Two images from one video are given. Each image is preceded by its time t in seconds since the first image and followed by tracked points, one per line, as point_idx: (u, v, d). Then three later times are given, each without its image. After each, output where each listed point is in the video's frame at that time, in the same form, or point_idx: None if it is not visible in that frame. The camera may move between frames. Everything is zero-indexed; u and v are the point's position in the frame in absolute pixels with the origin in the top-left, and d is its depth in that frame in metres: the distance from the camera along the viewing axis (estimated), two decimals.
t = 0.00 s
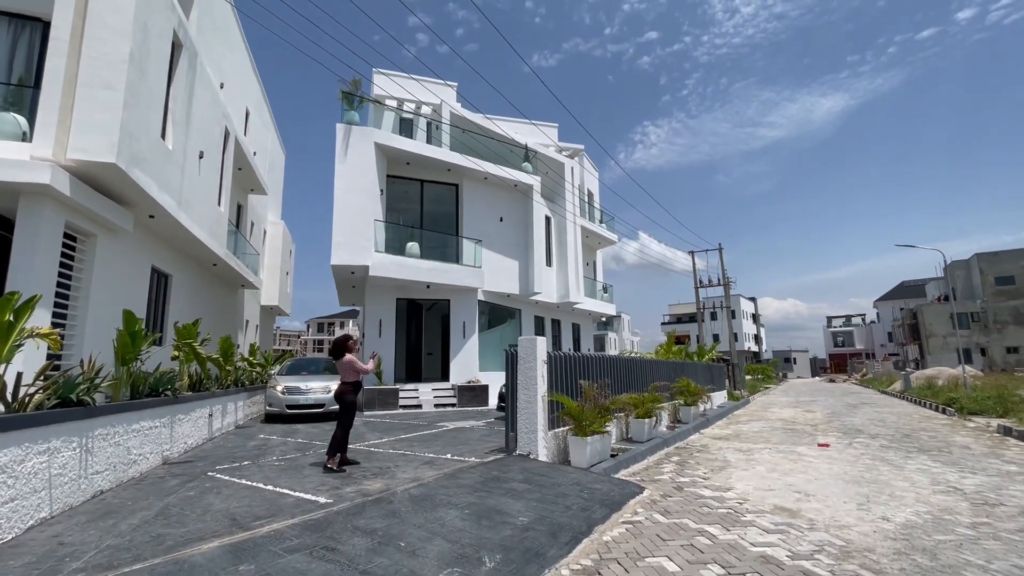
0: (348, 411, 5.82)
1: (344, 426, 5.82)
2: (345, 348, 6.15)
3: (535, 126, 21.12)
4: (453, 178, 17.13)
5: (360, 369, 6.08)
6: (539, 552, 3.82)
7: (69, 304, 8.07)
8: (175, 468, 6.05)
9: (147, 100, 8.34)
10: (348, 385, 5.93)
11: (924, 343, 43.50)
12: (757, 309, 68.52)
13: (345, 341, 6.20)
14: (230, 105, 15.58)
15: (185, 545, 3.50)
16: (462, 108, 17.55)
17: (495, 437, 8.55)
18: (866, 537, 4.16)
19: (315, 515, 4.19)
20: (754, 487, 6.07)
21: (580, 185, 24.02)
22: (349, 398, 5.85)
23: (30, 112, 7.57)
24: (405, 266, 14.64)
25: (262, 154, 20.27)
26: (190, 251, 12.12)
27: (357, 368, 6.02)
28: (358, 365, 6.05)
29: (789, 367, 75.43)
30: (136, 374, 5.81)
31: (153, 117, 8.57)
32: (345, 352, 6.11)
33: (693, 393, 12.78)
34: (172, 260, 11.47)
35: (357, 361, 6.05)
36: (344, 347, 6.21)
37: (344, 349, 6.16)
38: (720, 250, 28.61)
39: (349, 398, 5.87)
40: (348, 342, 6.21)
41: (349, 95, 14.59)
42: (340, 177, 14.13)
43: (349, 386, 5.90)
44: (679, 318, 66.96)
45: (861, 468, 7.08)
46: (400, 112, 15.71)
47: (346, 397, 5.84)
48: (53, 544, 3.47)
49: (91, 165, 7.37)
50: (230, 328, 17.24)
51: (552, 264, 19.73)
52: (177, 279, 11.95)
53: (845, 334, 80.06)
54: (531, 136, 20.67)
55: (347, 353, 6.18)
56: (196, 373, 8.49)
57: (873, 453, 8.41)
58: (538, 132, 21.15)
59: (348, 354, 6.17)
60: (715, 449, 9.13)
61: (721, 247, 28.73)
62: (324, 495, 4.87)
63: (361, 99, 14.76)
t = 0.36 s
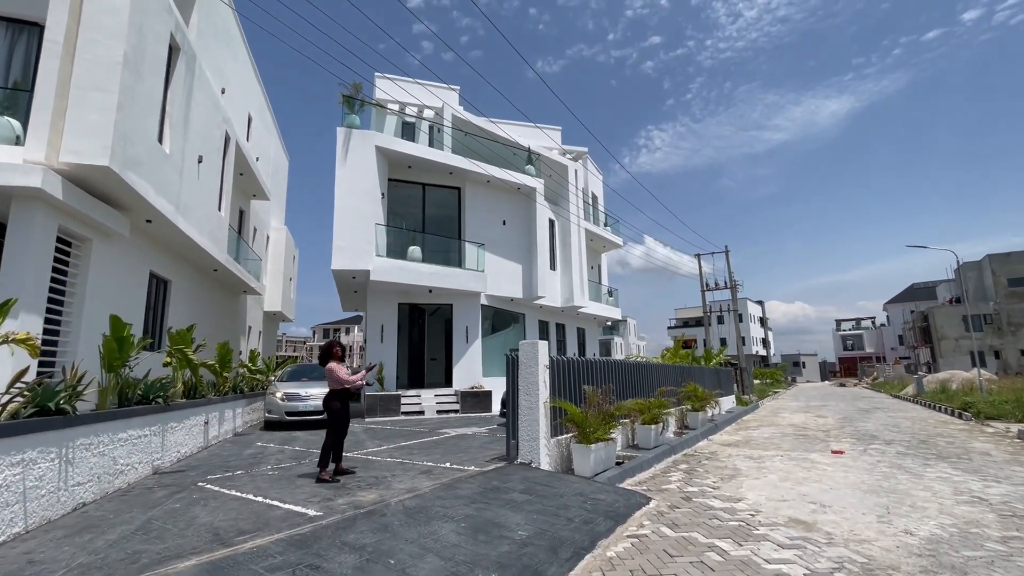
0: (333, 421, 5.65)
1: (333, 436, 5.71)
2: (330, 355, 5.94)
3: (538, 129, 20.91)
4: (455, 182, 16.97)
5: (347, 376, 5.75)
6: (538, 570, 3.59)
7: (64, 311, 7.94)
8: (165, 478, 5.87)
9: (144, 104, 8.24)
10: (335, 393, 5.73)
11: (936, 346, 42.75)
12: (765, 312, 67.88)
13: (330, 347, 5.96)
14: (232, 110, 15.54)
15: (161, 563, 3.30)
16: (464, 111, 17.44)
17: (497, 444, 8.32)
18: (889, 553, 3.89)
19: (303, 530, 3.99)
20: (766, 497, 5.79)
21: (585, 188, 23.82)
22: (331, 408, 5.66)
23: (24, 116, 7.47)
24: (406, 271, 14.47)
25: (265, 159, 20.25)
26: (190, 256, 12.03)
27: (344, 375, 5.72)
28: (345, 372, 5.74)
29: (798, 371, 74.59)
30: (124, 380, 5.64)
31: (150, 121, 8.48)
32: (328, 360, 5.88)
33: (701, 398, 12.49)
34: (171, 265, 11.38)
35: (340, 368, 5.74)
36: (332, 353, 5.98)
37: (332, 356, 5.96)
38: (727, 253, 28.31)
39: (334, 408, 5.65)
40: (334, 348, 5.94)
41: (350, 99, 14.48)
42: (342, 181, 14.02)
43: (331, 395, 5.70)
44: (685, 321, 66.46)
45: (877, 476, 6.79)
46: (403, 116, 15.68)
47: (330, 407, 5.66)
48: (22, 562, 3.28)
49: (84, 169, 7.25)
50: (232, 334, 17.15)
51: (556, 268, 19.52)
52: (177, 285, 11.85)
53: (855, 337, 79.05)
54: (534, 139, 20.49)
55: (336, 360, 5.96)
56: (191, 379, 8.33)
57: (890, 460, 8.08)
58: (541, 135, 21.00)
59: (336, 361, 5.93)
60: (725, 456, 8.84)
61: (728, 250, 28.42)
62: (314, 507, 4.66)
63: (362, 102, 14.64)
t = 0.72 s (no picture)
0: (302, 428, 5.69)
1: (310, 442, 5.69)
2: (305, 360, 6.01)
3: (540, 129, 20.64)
4: (455, 183, 16.75)
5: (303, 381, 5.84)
6: None
7: (49, 314, 7.80)
8: (141, 488, 5.65)
9: (131, 103, 8.10)
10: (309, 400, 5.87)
11: (950, 348, 41.84)
12: (774, 315, 67.07)
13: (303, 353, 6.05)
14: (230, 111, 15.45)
15: None
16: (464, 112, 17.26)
17: (492, 451, 8.04)
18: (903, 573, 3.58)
19: (271, 546, 3.73)
20: (771, 509, 5.46)
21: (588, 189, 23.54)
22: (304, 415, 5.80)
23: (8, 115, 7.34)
24: (404, 273, 14.23)
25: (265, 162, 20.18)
26: (184, 259, 11.90)
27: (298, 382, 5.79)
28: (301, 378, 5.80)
29: (807, 373, 73.59)
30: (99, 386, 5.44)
31: (137, 121, 8.33)
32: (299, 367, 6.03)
33: (706, 402, 12.15)
34: (164, 268, 11.25)
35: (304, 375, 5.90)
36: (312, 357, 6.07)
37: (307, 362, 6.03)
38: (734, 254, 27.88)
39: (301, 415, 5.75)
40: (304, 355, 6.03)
41: (348, 100, 14.30)
42: (339, 182, 13.85)
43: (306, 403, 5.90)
44: (693, 324, 65.80)
45: (890, 485, 6.43)
46: (403, 117, 15.48)
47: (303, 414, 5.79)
48: None
49: (68, 169, 7.11)
50: (231, 338, 17.03)
51: (559, 270, 19.24)
52: (171, 288, 11.72)
53: (866, 339, 77.83)
54: (535, 139, 20.22)
55: (313, 365, 6.02)
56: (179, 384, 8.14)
57: (903, 468, 7.70)
58: (543, 135, 20.77)
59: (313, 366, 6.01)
60: (730, 463, 8.49)
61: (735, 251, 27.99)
62: (288, 521, 4.41)
63: (360, 103, 14.45)
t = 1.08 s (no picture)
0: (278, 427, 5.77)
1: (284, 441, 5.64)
2: (282, 359, 5.98)
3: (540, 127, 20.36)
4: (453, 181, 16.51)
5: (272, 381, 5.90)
6: None
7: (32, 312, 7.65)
8: (115, 491, 5.46)
9: (115, 97, 7.94)
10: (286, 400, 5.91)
11: (959, 349, 41.20)
12: (780, 315, 66.47)
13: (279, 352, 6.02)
14: (226, 109, 15.32)
15: None
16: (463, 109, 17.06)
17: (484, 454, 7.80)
18: None
19: (232, 557, 3.52)
20: (770, 517, 5.18)
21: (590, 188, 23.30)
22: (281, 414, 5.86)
23: None
24: (400, 271, 14.02)
25: (264, 160, 20.08)
26: (177, 257, 11.77)
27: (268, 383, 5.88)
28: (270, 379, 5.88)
29: (815, 374, 72.88)
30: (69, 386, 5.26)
31: (123, 115, 8.17)
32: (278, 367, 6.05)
33: (708, 404, 11.88)
34: (156, 266, 11.12)
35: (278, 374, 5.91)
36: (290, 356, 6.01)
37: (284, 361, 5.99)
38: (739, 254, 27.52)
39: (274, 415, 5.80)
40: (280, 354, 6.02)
41: (344, 96, 14.12)
42: (335, 180, 13.67)
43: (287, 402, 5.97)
44: (698, 324, 65.29)
45: (898, 492, 6.14)
46: (402, 115, 15.34)
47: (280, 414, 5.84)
48: None
49: (49, 164, 6.95)
50: (229, 337, 16.92)
51: (559, 269, 19.00)
52: (163, 286, 11.59)
53: (874, 340, 76.92)
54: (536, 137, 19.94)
55: (290, 364, 5.96)
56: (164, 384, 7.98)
57: (911, 473, 7.39)
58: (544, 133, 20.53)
59: (290, 365, 5.95)
60: (730, 467, 8.20)
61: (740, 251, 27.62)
62: (257, 528, 4.20)
63: (356, 100, 14.27)
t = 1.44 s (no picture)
0: (253, 431, 5.43)
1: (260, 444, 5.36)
2: (259, 357, 5.76)
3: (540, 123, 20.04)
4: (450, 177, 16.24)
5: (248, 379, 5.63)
6: None
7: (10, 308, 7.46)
8: (82, 495, 5.24)
9: (95, 88, 7.73)
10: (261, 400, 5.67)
11: (966, 350, 40.67)
12: (785, 315, 65.95)
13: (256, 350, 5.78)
14: (220, 104, 15.13)
15: None
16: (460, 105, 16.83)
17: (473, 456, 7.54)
18: None
19: (184, 571, 3.27)
20: (767, 527, 4.90)
21: (591, 186, 23.01)
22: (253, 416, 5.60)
23: None
24: (394, 269, 13.77)
25: (261, 157, 19.92)
26: (167, 254, 11.57)
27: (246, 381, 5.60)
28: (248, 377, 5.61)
29: (819, 374, 72.34)
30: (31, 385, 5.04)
31: (104, 106, 7.96)
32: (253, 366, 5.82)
33: (707, 405, 11.60)
34: (145, 263, 10.93)
35: (256, 374, 5.64)
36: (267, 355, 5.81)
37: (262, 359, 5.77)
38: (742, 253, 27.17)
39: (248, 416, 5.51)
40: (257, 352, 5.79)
41: (338, 91, 13.90)
42: (328, 176, 13.44)
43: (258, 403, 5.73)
44: (702, 324, 64.87)
45: (903, 500, 5.84)
46: (399, 111, 15.08)
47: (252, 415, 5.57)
48: None
49: (24, 155, 6.74)
50: (224, 335, 16.74)
51: (558, 267, 18.72)
52: (153, 283, 11.40)
53: (879, 341, 76.19)
54: (535, 134, 19.67)
55: (268, 363, 5.75)
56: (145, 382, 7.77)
57: (917, 479, 7.09)
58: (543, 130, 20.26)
59: (268, 364, 5.74)
60: (728, 471, 7.93)
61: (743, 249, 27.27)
62: (219, 537, 3.95)
63: (351, 94, 14.06)
